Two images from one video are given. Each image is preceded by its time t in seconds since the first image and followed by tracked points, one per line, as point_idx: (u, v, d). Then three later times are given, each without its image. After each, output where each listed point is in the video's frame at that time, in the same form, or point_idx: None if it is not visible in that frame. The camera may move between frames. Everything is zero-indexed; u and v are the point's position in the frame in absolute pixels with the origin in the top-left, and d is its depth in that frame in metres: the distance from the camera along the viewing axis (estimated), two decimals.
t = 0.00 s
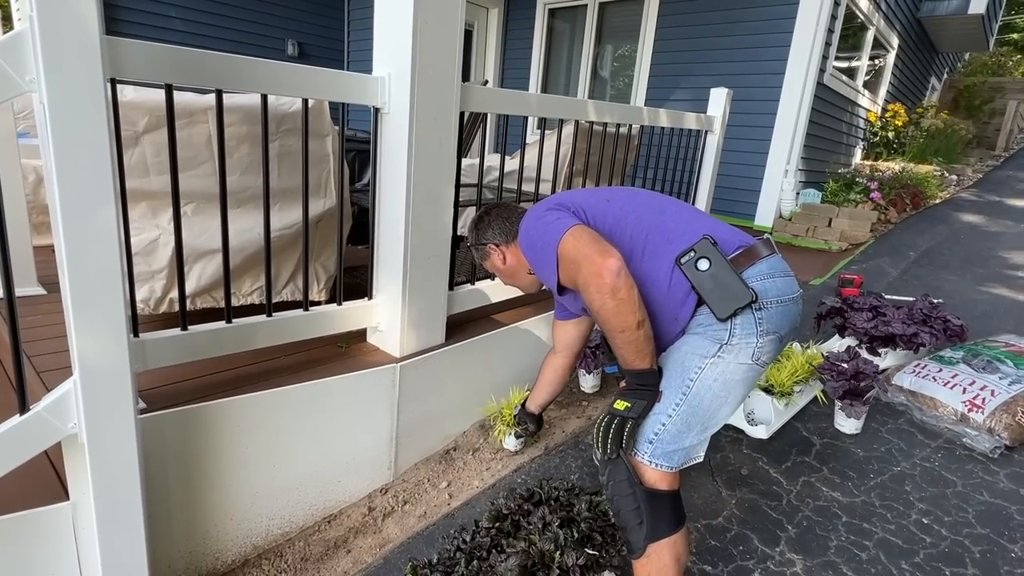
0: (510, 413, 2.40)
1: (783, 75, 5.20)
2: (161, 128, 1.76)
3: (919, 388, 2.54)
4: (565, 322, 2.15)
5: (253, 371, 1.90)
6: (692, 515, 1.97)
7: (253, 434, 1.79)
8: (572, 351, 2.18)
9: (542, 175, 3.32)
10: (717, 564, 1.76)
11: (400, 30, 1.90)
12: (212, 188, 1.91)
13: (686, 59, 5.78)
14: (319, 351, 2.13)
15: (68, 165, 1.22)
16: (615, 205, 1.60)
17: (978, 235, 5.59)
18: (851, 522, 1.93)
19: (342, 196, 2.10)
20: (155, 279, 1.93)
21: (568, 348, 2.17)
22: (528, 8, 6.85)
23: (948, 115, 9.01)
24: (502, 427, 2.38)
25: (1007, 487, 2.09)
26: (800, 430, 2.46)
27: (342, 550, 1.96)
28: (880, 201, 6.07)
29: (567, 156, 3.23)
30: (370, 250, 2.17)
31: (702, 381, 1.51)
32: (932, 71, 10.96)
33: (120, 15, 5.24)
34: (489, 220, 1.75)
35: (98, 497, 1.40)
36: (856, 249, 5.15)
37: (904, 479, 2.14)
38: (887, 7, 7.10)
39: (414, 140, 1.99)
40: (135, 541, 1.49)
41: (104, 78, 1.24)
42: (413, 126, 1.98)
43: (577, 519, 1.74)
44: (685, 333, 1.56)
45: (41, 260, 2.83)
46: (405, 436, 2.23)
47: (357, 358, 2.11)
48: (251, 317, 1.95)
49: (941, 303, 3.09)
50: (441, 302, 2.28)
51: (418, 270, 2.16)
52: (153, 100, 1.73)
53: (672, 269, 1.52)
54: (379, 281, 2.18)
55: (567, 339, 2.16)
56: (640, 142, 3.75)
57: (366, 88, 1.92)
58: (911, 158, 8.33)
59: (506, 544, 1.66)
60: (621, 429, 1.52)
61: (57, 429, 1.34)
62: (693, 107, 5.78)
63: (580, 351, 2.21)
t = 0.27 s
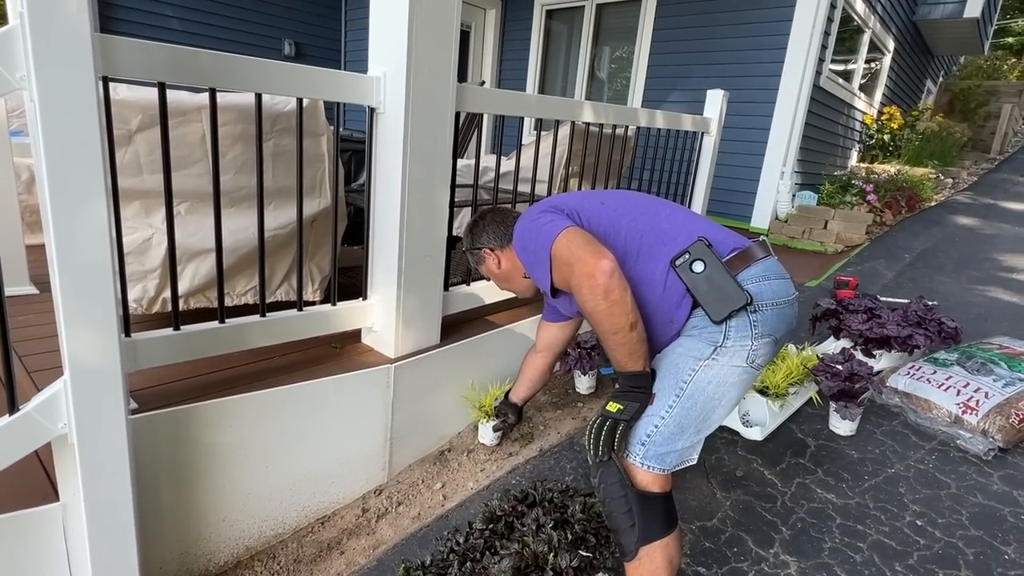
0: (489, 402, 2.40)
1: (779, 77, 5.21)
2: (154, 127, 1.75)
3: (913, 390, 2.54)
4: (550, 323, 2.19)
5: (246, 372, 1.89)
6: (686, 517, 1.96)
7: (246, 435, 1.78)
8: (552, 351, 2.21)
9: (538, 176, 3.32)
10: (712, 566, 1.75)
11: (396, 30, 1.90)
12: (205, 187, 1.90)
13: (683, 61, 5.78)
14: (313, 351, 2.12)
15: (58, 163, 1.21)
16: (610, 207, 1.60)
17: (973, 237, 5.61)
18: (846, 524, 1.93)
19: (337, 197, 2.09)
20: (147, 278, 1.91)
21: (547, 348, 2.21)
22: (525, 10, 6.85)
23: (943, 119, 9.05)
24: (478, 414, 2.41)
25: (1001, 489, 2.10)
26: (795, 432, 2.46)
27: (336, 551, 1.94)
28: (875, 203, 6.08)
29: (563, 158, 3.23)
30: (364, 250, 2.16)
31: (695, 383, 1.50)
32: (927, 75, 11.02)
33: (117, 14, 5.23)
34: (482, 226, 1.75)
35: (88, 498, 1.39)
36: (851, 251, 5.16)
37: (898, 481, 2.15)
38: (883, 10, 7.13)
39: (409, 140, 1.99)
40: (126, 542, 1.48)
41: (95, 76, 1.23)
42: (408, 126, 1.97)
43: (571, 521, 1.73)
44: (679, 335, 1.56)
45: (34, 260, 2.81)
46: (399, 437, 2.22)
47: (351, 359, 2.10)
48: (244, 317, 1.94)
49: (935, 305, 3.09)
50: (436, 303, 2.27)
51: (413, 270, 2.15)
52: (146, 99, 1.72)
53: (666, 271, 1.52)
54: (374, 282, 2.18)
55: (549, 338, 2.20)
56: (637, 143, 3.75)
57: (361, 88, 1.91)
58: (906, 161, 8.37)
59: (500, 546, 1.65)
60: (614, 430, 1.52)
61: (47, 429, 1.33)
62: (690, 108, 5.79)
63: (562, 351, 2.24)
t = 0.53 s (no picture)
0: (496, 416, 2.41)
1: (775, 82, 5.23)
2: (149, 129, 1.75)
3: (908, 395, 2.55)
4: (553, 326, 2.13)
5: (241, 375, 1.89)
6: (680, 521, 1.96)
7: (240, 439, 1.77)
8: (557, 355, 2.17)
9: (534, 180, 3.32)
10: (706, 571, 1.75)
11: (392, 34, 1.90)
12: (200, 190, 1.89)
13: (679, 65, 5.80)
14: (308, 355, 2.12)
15: (51, 166, 1.21)
16: (606, 211, 1.60)
17: (968, 242, 5.63)
18: (840, 529, 1.93)
19: (332, 200, 2.09)
20: (142, 281, 1.91)
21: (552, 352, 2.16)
22: (523, 13, 6.87)
23: (938, 123, 9.10)
24: (489, 430, 2.39)
25: (995, 494, 2.10)
26: (790, 436, 2.46)
27: (330, 555, 1.94)
28: (871, 207, 6.11)
29: (559, 161, 3.23)
30: (360, 254, 2.16)
31: (689, 389, 1.50)
32: (922, 79, 11.07)
33: (113, 15, 5.21)
34: (480, 224, 1.75)
35: (79, 503, 1.38)
36: (846, 255, 5.18)
37: (892, 486, 2.15)
38: (878, 15, 7.17)
39: (404, 143, 1.99)
40: (118, 547, 1.47)
41: (89, 79, 1.23)
42: (403, 130, 1.97)
43: (565, 525, 1.73)
44: (674, 340, 1.56)
45: (28, 262, 2.80)
46: (394, 441, 2.22)
47: (346, 362, 2.10)
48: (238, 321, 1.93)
49: (930, 309, 3.10)
50: (431, 306, 2.27)
51: (409, 274, 2.15)
52: (141, 102, 1.71)
53: (662, 277, 1.52)
54: (369, 285, 2.17)
55: (552, 342, 2.14)
56: (633, 147, 3.76)
57: (357, 91, 1.91)
58: (901, 165, 8.40)
59: (494, 551, 1.65)
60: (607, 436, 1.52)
61: (38, 433, 1.32)
62: (686, 112, 5.80)
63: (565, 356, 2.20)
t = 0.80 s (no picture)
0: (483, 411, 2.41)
1: (772, 86, 5.24)
2: (146, 132, 1.74)
3: (903, 399, 2.55)
4: (547, 331, 2.16)
5: (237, 379, 1.88)
6: (676, 525, 1.96)
7: (235, 443, 1.76)
8: (550, 359, 2.19)
9: (532, 183, 3.33)
10: None
11: (389, 38, 1.90)
12: (196, 193, 1.89)
13: (677, 69, 5.82)
14: (304, 358, 2.11)
15: (46, 169, 1.20)
16: (605, 218, 1.60)
17: (964, 246, 5.65)
18: (836, 533, 1.93)
19: (329, 203, 2.09)
20: (137, 284, 1.91)
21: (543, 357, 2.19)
22: (521, 16, 6.88)
23: (934, 127, 9.14)
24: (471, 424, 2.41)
25: (990, 498, 2.11)
26: (786, 440, 2.47)
27: (325, 560, 1.93)
28: (867, 211, 6.12)
29: (557, 165, 3.24)
30: (356, 257, 2.16)
31: (686, 396, 1.50)
32: (919, 84, 11.11)
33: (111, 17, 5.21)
34: (479, 230, 1.75)
35: (73, 507, 1.38)
36: (843, 259, 5.19)
37: (887, 490, 2.15)
38: (875, 20, 7.20)
39: (401, 147, 1.99)
40: (111, 552, 1.46)
41: (84, 82, 1.23)
42: (400, 134, 1.97)
43: (561, 530, 1.73)
44: (672, 347, 1.56)
45: (23, 264, 2.78)
46: (391, 445, 2.22)
47: (342, 366, 2.09)
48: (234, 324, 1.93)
49: (926, 313, 3.10)
50: (428, 310, 2.27)
51: (405, 277, 2.15)
52: (137, 105, 1.71)
53: (660, 283, 1.53)
54: (366, 289, 2.17)
55: (546, 347, 2.16)
56: (630, 151, 3.77)
57: (354, 95, 1.91)
58: (898, 169, 8.43)
59: (489, 555, 1.64)
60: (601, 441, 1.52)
61: (32, 437, 1.31)
62: (684, 116, 5.82)
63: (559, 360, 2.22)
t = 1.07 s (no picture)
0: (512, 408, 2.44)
1: (769, 90, 5.26)
2: (144, 135, 1.74)
3: (900, 402, 2.56)
4: (561, 333, 2.04)
5: (235, 382, 1.88)
6: (673, 528, 1.96)
7: (233, 446, 1.76)
8: (573, 359, 2.10)
9: (530, 187, 3.33)
10: None
11: (387, 42, 1.91)
12: (194, 196, 1.89)
13: (674, 73, 5.84)
14: (302, 361, 2.11)
15: (44, 171, 1.21)
16: (604, 220, 1.61)
17: (960, 249, 5.67)
18: (833, 536, 1.93)
19: (327, 206, 2.09)
20: (134, 287, 1.90)
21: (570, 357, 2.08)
22: (519, 20, 6.90)
23: (930, 131, 9.18)
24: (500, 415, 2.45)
25: (986, 501, 2.11)
26: (783, 443, 2.47)
27: (322, 563, 1.93)
28: (864, 215, 6.14)
29: (554, 169, 3.24)
30: (354, 260, 2.16)
31: (684, 399, 1.50)
32: (915, 88, 11.17)
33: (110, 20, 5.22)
34: (476, 229, 1.75)
35: (68, 511, 1.37)
36: (840, 262, 5.21)
37: (884, 493, 2.16)
38: (871, 24, 7.24)
39: (399, 150, 1.99)
40: (107, 556, 1.46)
41: (82, 85, 1.23)
42: (398, 137, 1.98)
43: (559, 533, 1.73)
44: (670, 349, 1.56)
45: (20, 267, 2.78)
46: (388, 448, 2.21)
47: (340, 369, 2.09)
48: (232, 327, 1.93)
49: (922, 316, 3.11)
50: (425, 313, 2.27)
51: (403, 280, 2.15)
52: (135, 107, 1.71)
53: (658, 286, 1.53)
54: (364, 292, 2.17)
55: (567, 347, 2.07)
56: (628, 154, 3.78)
57: (352, 98, 1.92)
58: (895, 173, 8.47)
59: (487, 559, 1.64)
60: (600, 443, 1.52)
61: (28, 440, 1.31)
62: (681, 120, 5.84)
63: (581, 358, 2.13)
